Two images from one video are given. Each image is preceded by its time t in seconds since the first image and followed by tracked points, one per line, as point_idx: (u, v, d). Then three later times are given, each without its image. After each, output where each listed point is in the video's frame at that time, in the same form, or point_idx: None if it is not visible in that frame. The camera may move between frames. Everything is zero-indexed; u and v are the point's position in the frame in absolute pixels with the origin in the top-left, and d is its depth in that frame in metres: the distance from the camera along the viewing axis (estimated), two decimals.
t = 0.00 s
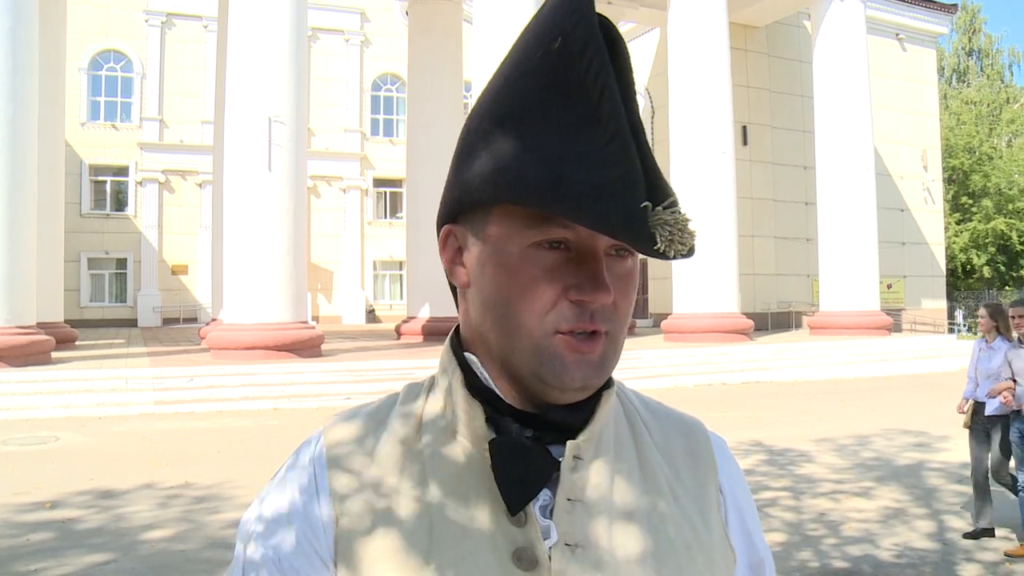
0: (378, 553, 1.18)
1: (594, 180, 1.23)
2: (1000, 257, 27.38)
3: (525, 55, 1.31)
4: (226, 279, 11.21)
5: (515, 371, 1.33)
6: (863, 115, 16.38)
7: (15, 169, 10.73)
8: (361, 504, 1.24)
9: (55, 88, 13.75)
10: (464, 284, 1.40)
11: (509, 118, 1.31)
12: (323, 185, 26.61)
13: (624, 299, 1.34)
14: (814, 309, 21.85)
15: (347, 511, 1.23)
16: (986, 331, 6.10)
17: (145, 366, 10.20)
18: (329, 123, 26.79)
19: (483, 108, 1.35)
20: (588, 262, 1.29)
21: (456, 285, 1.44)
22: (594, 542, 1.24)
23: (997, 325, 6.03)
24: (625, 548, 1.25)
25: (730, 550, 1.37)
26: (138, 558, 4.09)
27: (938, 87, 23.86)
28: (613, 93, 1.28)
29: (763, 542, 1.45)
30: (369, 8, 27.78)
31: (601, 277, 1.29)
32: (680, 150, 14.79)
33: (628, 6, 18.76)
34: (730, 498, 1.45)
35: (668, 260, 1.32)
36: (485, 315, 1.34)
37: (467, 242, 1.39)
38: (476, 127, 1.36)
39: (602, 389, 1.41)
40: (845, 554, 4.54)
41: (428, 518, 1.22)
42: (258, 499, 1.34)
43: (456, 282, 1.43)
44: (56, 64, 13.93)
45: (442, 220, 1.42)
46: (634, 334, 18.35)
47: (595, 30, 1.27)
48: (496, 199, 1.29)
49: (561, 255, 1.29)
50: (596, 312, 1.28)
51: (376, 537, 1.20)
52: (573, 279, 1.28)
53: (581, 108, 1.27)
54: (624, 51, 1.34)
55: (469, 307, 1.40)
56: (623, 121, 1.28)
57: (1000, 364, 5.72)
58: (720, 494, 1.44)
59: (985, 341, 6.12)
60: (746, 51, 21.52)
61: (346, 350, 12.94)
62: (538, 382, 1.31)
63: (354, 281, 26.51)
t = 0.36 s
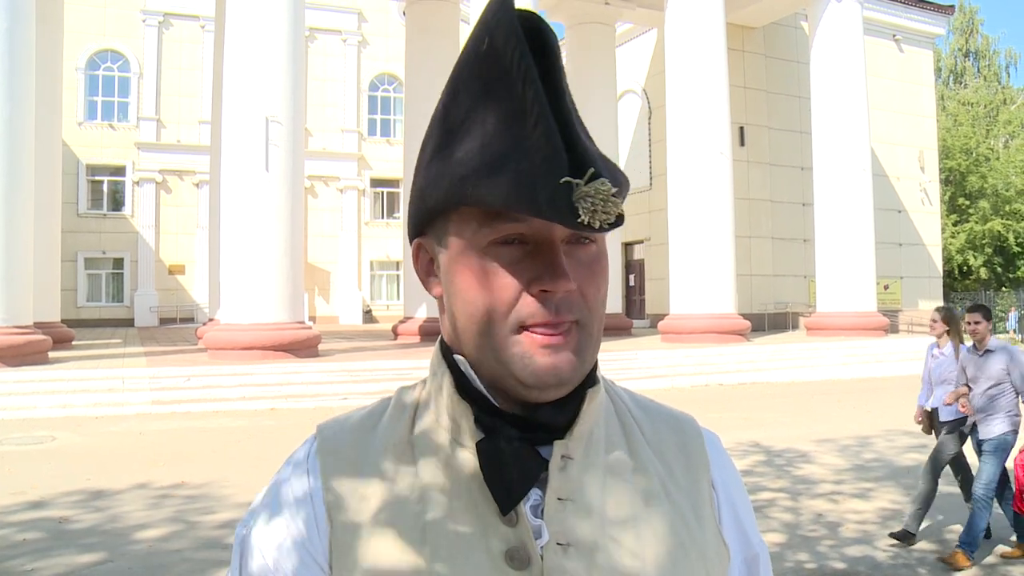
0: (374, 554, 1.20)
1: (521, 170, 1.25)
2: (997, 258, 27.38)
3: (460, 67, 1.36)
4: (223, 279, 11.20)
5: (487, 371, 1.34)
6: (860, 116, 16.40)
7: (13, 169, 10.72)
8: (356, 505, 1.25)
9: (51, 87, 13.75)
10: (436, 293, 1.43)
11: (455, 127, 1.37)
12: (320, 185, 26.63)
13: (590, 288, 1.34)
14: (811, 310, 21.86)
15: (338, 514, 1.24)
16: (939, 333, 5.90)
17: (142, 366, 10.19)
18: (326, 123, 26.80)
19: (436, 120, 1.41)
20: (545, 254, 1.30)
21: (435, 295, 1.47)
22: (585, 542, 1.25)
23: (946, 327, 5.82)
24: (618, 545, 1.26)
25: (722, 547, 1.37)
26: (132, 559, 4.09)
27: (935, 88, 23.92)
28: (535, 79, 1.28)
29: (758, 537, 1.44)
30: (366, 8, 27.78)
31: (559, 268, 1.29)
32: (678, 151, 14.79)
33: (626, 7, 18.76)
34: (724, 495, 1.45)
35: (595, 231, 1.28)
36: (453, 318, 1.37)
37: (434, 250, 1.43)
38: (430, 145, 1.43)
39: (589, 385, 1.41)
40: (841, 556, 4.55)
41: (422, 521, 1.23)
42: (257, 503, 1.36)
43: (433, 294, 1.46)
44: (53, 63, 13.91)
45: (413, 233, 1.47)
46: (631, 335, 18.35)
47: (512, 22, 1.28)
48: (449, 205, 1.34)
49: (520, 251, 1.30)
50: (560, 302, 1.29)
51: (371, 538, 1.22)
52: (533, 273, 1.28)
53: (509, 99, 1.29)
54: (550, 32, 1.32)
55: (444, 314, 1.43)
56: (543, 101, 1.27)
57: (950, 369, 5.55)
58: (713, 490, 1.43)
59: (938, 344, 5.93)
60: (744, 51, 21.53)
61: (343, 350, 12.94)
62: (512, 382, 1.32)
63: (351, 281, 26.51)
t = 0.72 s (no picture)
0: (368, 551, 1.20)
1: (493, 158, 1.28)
2: (997, 260, 27.38)
3: (438, 73, 1.42)
4: (222, 279, 11.20)
5: (476, 369, 1.34)
6: (859, 118, 16.40)
7: (13, 168, 10.72)
8: (351, 502, 1.24)
9: (51, 87, 13.76)
10: (425, 293, 1.44)
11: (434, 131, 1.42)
12: (320, 186, 26.65)
13: (576, 277, 1.34)
14: (810, 311, 21.85)
15: (333, 513, 1.24)
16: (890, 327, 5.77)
17: (141, 366, 10.19)
18: (325, 123, 26.80)
19: (418, 127, 1.46)
20: (528, 245, 1.30)
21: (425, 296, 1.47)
22: (579, 538, 1.24)
23: (903, 321, 5.73)
24: (614, 546, 1.25)
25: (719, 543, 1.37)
26: (130, 559, 4.10)
27: (934, 90, 23.97)
28: (505, 73, 1.33)
29: (757, 533, 1.44)
30: (366, 8, 27.80)
31: (542, 257, 1.30)
32: (677, 152, 14.80)
33: (625, 8, 18.77)
34: (722, 494, 1.44)
35: (564, 212, 1.30)
36: (440, 313, 1.37)
37: (421, 250, 1.44)
38: (415, 152, 1.47)
39: (582, 380, 1.40)
40: (841, 557, 4.55)
41: (418, 521, 1.23)
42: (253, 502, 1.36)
43: (425, 294, 1.46)
44: (53, 62, 13.91)
45: (402, 239, 1.49)
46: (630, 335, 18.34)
47: (482, 26, 1.35)
48: (432, 202, 1.36)
49: (503, 245, 1.31)
50: (544, 293, 1.28)
51: (365, 534, 1.22)
52: (515, 264, 1.29)
53: (481, 96, 1.34)
54: (521, 32, 1.37)
55: (433, 313, 1.43)
56: (511, 92, 1.31)
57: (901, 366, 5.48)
58: (711, 488, 1.43)
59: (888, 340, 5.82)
60: (743, 53, 21.54)
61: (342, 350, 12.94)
62: (502, 374, 1.31)
63: (350, 281, 26.49)
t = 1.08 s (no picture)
0: (371, 548, 1.20)
1: (523, 152, 1.29)
2: (995, 261, 27.41)
3: (470, 69, 1.43)
4: (221, 278, 11.19)
5: (488, 362, 1.35)
6: (858, 119, 16.41)
7: (10, 168, 10.70)
8: (355, 500, 1.25)
9: (50, 86, 13.74)
10: (439, 285, 1.44)
11: (465, 122, 1.41)
12: (318, 186, 26.64)
13: (592, 278, 1.35)
14: (808, 312, 21.86)
15: (335, 509, 1.24)
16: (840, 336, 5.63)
17: (139, 366, 10.18)
18: (325, 123, 26.78)
19: (446, 120, 1.46)
20: (545, 241, 1.32)
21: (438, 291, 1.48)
22: (581, 538, 1.24)
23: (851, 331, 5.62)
24: (617, 549, 1.25)
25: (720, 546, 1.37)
26: (128, 559, 4.10)
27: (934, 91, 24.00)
28: (540, 71, 1.34)
29: (756, 540, 1.44)
30: (365, 8, 27.77)
31: (558, 255, 1.31)
32: (676, 152, 14.80)
33: (625, 8, 18.77)
34: (720, 498, 1.44)
35: (591, 205, 1.32)
36: (456, 307, 1.38)
37: (438, 243, 1.45)
38: (440, 145, 1.47)
39: (585, 382, 1.41)
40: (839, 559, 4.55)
41: (423, 520, 1.23)
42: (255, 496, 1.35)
43: (437, 289, 1.47)
44: (52, 62, 13.90)
45: (419, 232, 1.50)
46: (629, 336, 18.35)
47: (520, 24, 1.36)
48: (455, 194, 1.37)
49: (521, 240, 1.32)
50: (559, 290, 1.30)
51: (371, 529, 1.22)
52: (532, 261, 1.31)
53: (514, 92, 1.35)
54: (555, 33, 1.39)
55: (446, 308, 1.45)
56: (544, 91, 1.33)
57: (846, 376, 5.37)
58: (710, 492, 1.43)
59: (837, 350, 5.69)
60: (742, 53, 21.54)
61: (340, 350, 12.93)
62: (513, 370, 1.33)
63: (349, 281, 26.47)
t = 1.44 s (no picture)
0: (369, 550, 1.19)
1: (517, 151, 1.29)
2: (991, 258, 27.49)
3: (464, 67, 1.42)
4: (218, 279, 11.17)
5: (482, 361, 1.35)
6: (855, 117, 16.45)
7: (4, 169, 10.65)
8: (352, 501, 1.24)
9: (46, 88, 13.72)
10: (435, 284, 1.44)
11: (459, 120, 1.41)
12: (315, 186, 26.61)
13: (589, 276, 1.35)
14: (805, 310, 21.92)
15: (331, 511, 1.23)
16: (784, 328, 5.63)
17: (136, 367, 10.16)
18: (321, 124, 26.76)
19: (440, 119, 1.45)
20: (541, 239, 1.32)
21: (433, 288, 1.48)
22: (579, 538, 1.24)
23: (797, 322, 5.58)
24: (613, 552, 1.25)
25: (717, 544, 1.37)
26: (126, 561, 4.10)
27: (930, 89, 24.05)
28: (534, 70, 1.34)
29: (754, 537, 1.44)
30: (362, 8, 27.75)
31: (553, 252, 1.31)
32: (673, 151, 14.81)
33: (621, 7, 18.79)
34: (719, 496, 1.44)
35: (586, 201, 1.32)
36: (450, 305, 1.39)
37: (435, 240, 1.45)
38: (436, 144, 1.47)
39: (582, 379, 1.41)
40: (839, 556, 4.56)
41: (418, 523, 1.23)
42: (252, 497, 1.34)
43: (433, 286, 1.48)
44: (48, 62, 13.86)
45: (415, 230, 1.50)
46: (626, 335, 18.38)
47: (513, 23, 1.36)
48: (451, 193, 1.37)
49: (517, 239, 1.32)
50: (554, 287, 1.30)
51: (369, 531, 1.22)
52: (525, 261, 1.30)
53: (508, 90, 1.35)
54: (549, 30, 1.39)
55: (441, 306, 1.45)
56: (538, 88, 1.33)
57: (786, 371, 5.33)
58: (707, 490, 1.43)
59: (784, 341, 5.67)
60: (738, 52, 21.56)
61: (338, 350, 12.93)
62: (509, 368, 1.33)
63: (346, 282, 26.48)
